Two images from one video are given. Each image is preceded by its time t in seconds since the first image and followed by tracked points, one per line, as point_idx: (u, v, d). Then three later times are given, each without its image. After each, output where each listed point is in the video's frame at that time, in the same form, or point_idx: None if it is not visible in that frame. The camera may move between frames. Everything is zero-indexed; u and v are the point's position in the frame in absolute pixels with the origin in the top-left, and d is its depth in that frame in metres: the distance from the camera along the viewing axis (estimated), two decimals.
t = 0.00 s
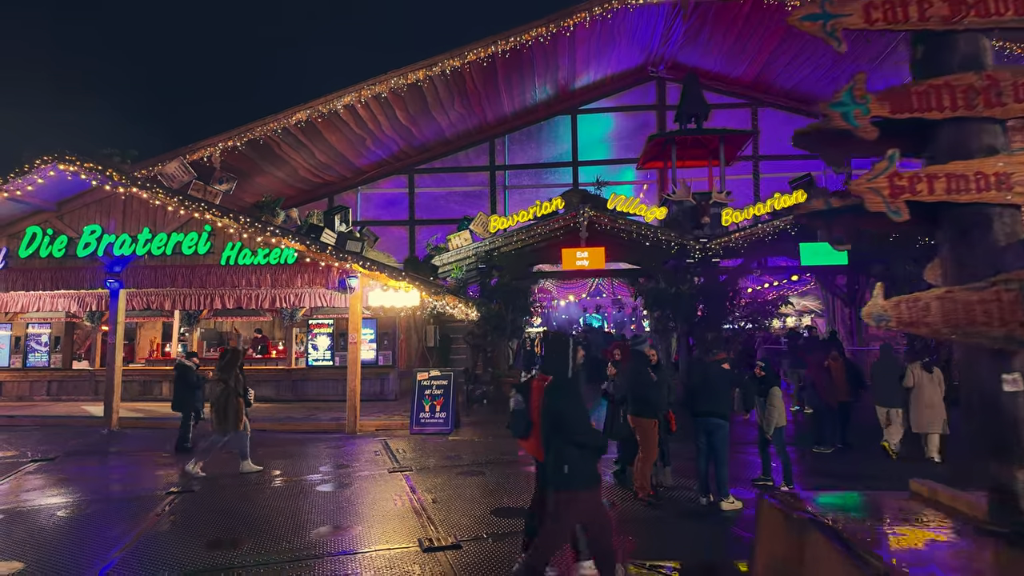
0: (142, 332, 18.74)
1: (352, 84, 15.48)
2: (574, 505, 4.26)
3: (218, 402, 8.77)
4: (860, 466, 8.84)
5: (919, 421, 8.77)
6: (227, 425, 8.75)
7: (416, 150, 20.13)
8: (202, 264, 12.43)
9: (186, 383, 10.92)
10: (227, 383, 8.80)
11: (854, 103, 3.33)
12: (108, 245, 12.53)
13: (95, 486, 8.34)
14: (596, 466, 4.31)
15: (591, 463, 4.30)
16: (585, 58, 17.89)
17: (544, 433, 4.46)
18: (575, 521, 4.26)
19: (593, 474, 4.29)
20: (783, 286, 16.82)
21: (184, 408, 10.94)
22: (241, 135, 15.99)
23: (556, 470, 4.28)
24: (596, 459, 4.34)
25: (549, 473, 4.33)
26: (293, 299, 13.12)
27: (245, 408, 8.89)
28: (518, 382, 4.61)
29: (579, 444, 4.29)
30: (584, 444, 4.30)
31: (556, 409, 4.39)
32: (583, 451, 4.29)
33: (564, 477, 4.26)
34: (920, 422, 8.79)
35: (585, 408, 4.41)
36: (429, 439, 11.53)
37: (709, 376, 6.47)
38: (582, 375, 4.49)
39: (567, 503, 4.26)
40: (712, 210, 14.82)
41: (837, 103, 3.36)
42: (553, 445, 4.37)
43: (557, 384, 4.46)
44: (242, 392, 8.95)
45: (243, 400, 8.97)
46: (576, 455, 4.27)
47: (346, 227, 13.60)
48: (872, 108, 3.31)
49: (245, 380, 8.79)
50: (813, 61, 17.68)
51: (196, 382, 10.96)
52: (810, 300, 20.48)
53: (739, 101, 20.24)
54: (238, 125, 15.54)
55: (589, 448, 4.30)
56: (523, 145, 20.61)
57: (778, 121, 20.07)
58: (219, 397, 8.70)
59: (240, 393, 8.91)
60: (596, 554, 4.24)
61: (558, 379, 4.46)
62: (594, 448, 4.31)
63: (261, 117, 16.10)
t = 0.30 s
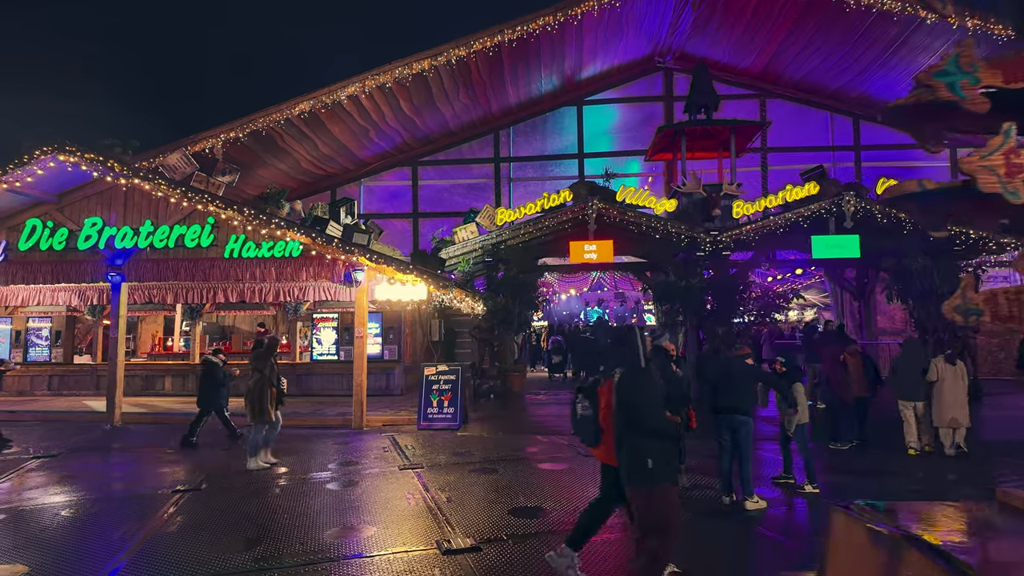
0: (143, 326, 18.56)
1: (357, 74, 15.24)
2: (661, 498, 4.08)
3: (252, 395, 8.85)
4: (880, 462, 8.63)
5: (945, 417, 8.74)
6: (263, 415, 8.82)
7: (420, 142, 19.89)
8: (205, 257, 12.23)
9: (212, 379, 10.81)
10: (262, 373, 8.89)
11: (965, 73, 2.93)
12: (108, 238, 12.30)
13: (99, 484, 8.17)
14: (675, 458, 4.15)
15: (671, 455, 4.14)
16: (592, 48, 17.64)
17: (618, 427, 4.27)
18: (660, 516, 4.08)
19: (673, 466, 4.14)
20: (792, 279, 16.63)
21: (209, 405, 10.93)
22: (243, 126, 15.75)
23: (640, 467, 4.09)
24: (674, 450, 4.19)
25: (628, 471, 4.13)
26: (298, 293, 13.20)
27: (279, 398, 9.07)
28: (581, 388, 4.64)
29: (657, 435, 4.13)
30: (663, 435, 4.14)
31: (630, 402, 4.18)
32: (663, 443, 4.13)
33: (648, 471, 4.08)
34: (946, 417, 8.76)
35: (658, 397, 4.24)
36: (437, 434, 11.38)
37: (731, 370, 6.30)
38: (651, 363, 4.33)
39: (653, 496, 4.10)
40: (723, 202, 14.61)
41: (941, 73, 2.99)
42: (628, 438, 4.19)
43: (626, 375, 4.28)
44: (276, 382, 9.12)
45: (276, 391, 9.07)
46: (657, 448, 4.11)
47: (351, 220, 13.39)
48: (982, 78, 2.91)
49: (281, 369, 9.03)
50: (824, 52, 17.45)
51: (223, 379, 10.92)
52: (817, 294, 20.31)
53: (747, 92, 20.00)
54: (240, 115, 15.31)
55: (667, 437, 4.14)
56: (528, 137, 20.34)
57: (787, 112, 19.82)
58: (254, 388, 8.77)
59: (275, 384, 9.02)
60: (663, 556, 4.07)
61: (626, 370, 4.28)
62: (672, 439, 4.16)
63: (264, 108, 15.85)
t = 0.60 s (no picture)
0: (141, 316, 18.29)
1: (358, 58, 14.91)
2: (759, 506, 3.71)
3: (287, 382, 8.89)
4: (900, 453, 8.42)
5: (970, 407, 8.59)
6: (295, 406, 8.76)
7: (422, 129, 19.55)
8: (203, 245, 11.95)
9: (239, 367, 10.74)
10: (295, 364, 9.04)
11: None
12: (104, 226, 11.98)
13: (96, 477, 7.92)
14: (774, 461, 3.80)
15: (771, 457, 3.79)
16: (598, 32, 17.29)
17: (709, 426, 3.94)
18: (759, 524, 3.73)
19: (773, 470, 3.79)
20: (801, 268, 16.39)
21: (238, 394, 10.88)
22: (242, 112, 15.43)
23: (737, 471, 3.74)
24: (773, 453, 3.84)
25: (723, 474, 3.80)
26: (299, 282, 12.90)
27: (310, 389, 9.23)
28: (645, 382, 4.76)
29: (758, 436, 3.77)
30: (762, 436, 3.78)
31: (722, 400, 3.85)
32: (763, 444, 3.78)
33: (747, 475, 3.73)
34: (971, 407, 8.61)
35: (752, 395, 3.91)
36: (442, 426, 11.16)
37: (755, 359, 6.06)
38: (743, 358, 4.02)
39: (752, 502, 3.74)
40: (733, 188, 14.34)
41: None
42: (722, 438, 3.85)
43: (715, 371, 3.99)
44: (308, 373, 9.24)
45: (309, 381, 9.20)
46: (756, 449, 3.75)
47: (353, 206, 13.10)
48: None
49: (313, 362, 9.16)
50: (833, 36, 17.12)
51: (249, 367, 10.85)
52: (824, 283, 20.07)
53: (755, 78, 19.68)
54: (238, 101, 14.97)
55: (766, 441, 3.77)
56: (532, 123, 19.98)
57: (795, 99, 19.50)
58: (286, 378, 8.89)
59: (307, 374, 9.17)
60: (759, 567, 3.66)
61: (715, 365, 3.99)
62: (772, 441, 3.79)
63: (262, 93, 15.51)
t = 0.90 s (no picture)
0: (137, 312, 18.00)
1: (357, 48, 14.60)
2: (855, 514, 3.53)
3: (312, 375, 8.96)
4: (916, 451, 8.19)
5: (992, 403, 8.49)
6: (319, 402, 8.82)
7: (422, 122, 19.24)
8: (199, 239, 11.67)
9: (257, 364, 10.50)
10: (317, 357, 9.00)
11: None
12: (97, 219, 11.68)
13: (88, 479, 7.65)
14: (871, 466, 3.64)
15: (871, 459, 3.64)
16: (601, 23, 16.99)
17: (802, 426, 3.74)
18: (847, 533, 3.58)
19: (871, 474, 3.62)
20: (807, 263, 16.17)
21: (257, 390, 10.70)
22: (238, 103, 15.10)
23: (836, 474, 3.59)
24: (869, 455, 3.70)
25: (820, 478, 3.64)
26: (297, 278, 12.61)
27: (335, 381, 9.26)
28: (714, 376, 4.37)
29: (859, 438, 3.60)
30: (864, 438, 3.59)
31: (824, 396, 3.67)
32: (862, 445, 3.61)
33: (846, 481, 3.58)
34: (993, 403, 8.53)
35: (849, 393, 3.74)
36: (444, 424, 10.92)
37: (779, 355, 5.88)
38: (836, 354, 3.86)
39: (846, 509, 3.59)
40: (740, 181, 14.08)
41: None
42: (817, 440, 3.69)
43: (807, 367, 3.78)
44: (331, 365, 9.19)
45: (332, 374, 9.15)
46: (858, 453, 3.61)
47: (353, 199, 12.81)
48: None
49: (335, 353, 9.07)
50: (840, 27, 16.85)
51: (269, 365, 10.61)
52: (828, 278, 19.84)
53: (760, 70, 19.40)
54: (234, 92, 14.65)
55: (869, 442, 3.59)
56: (534, 116, 19.67)
57: (800, 91, 19.24)
58: (308, 372, 8.85)
59: (329, 366, 9.17)
60: (851, 575, 3.57)
61: (810, 362, 3.77)
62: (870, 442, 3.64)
63: (259, 84, 15.18)
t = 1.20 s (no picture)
0: (130, 306, 17.66)
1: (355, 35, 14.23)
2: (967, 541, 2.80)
3: (343, 371, 8.95)
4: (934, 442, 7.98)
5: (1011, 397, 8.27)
6: (351, 396, 8.85)
7: (421, 112, 18.88)
8: (193, 229, 11.33)
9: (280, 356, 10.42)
10: (348, 351, 8.92)
11: None
12: (87, 209, 11.29)
13: (76, 477, 7.33)
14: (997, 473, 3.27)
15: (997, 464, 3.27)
16: (604, 11, 16.63)
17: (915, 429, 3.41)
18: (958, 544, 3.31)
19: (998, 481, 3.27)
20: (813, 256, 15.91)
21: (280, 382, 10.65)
22: (233, 91, 14.72)
23: (959, 485, 3.24)
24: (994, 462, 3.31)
25: (940, 488, 3.29)
26: (294, 270, 12.28)
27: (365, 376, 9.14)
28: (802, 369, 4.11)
29: (982, 442, 3.24)
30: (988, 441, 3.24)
31: (945, 396, 3.31)
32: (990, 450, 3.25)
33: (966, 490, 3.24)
34: (1013, 399, 8.33)
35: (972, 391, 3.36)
36: (446, 419, 10.64)
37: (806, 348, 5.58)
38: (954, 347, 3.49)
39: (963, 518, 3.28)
40: (748, 171, 13.78)
41: None
42: (933, 445, 3.34)
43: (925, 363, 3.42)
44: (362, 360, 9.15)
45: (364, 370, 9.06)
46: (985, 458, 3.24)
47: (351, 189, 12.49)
48: None
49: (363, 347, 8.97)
50: (848, 16, 16.54)
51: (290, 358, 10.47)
52: (832, 272, 19.60)
53: (765, 60, 19.09)
54: (229, 79, 14.28)
55: (996, 447, 3.23)
56: (535, 106, 19.32)
57: (806, 81, 18.93)
58: (340, 366, 8.85)
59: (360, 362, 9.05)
60: None
61: (928, 359, 3.41)
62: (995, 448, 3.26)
63: (255, 72, 14.80)
